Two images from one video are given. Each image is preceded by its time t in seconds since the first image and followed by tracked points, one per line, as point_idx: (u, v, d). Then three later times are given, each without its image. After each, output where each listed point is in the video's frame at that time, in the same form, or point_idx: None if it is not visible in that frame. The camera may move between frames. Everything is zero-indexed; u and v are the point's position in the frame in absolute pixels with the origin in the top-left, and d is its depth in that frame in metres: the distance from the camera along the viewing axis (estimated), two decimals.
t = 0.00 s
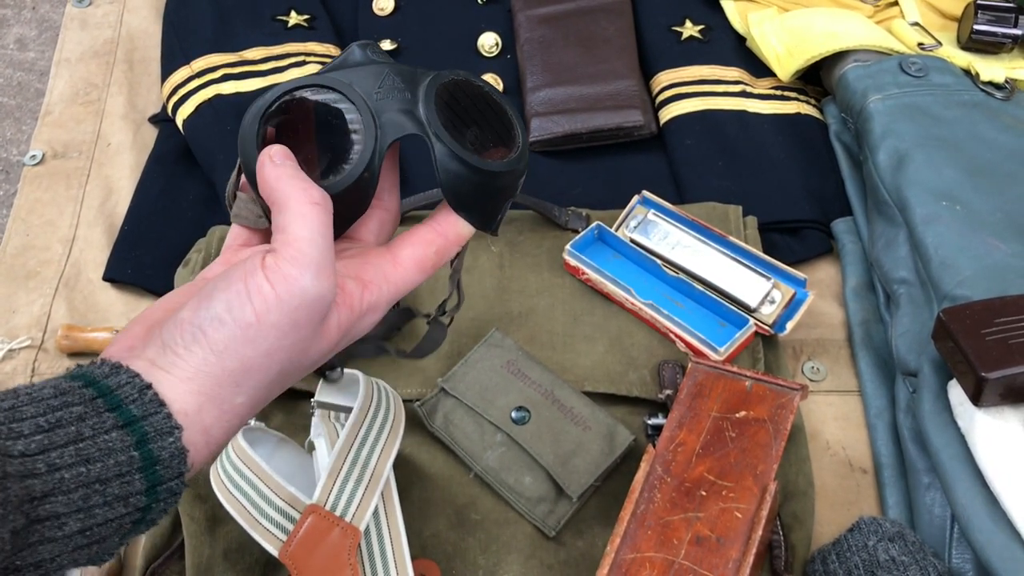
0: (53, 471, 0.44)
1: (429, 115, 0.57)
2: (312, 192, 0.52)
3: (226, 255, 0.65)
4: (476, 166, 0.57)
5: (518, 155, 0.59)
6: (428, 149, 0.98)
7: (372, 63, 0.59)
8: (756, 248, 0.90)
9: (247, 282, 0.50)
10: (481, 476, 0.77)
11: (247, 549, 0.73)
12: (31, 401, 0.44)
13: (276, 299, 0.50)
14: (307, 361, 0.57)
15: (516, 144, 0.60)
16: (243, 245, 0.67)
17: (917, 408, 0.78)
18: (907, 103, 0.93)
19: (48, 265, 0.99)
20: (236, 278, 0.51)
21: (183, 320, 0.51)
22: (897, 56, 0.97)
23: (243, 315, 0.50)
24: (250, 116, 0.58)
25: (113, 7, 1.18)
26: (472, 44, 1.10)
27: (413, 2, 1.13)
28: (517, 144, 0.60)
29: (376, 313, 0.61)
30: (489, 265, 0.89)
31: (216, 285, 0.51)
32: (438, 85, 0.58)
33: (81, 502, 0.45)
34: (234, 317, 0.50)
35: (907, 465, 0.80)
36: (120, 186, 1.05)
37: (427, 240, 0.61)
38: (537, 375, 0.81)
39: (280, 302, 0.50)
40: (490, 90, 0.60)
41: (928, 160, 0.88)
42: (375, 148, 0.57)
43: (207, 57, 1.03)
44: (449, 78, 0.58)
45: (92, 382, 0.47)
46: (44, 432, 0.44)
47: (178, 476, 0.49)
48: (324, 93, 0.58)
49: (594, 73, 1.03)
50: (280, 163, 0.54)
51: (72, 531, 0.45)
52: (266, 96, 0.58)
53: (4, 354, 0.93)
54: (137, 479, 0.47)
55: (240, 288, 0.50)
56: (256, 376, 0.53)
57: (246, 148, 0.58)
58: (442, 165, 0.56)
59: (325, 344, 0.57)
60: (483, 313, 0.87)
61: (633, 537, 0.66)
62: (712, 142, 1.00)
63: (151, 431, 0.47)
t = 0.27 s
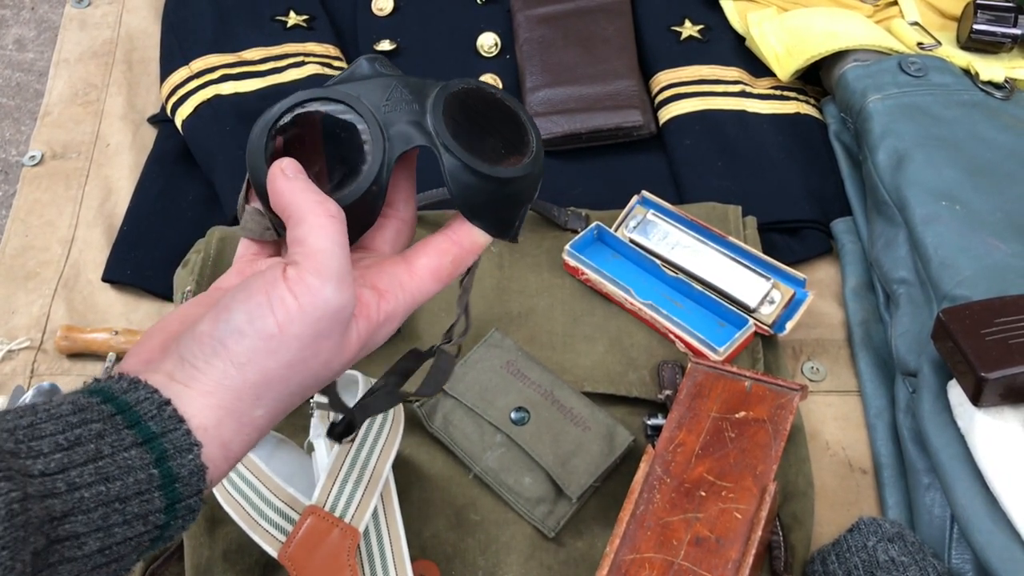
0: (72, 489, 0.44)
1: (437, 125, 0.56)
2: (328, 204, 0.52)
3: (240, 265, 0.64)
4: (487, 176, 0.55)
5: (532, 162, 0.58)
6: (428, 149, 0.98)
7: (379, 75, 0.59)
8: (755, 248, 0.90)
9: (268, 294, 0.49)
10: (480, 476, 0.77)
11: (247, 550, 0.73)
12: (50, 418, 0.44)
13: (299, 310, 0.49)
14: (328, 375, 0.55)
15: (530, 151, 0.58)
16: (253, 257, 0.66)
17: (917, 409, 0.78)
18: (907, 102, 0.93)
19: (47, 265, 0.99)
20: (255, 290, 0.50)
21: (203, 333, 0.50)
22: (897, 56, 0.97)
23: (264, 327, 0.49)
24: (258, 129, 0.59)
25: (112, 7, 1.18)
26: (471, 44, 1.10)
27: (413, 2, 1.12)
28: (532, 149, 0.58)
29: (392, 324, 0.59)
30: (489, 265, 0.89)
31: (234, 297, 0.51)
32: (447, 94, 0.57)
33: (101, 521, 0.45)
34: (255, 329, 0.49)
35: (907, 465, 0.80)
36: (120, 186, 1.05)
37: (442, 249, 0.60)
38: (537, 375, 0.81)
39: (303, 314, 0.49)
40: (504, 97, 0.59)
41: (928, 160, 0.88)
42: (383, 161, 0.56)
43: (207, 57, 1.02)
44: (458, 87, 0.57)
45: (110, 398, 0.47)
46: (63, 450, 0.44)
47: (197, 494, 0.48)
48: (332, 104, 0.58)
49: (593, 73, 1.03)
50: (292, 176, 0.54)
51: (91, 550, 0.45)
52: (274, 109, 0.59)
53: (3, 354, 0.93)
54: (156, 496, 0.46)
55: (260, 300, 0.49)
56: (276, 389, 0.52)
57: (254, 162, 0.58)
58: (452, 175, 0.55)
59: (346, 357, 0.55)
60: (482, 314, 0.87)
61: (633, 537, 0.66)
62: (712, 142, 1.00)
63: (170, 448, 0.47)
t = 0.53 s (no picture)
0: (59, 465, 0.43)
1: (413, 98, 0.58)
2: (306, 176, 0.54)
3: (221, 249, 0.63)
4: (464, 146, 0.57)
5: (509, 131, 0.59)
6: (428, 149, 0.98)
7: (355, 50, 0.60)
8: (756, 248, 0.90)
9: (249, 264, 0.51)
10: (481, 476, 0.77)
11: (247, 550, 0.73)
12: (34, 395, 0.43)
13: (280, 279, 0.51)
14: (312, 346, 0.57)
15: (507, 119, 0.60)
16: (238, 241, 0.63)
17: (918, 408, 0.78)
18: (907, 101, 0.93)
19: (48, 265, 0.99)
20: (236, 261, 0.51)
21: (186, 307, 0.51)
22: (897, 55, 0.97)
23: (247, 297, 0.51)
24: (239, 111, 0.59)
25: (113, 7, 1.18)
26: (471, 44, 1.10)
27: (413, 2, 1.12)
28: (509, 118, 0.60)
29: (378, 298, 0.61)
30: (489, 265, 0.89)
31: (216, 270, 0.52)
32: (422, 68, 0.58)
33: (87, 497, 0.44)
34: (239, 299, 0.51)
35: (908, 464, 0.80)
36: (120, 186, 1.05)
37: (426, 221, 0.61)
38: (537, 375, 0.81)
39: (284, 283, 0.51)
40: (480, 68, 0.60)
41: (928, 159, 0.87)
42: (361, 135, 0.58)
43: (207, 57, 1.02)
44: (434, 60, 0.59)
45: (95, 375, 0.46)
46: (48, 426, 0.43)
47: (184, 468, 0.47)
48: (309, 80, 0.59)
49: (593, 72, 1.03)
50: (271, 150, 0.55)
51: (79, 525, 0.44)
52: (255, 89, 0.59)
53: (4, 354, 0.93)
54: (143, 471, 0.46)
55: (242, 271, 0.51)
56: (261, 361, 0.53)
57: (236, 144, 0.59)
58: (431, 146, 0.57)
59: (330, 329, 0.57)
60: (482, 313, 0.87)
61: (633, 537, 0.66)
62: (712, 141, 1.00)
63: (156, 422, 0.46)
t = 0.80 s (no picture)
0: (52, 471, 0.43)
1: (396, 109, 0.56)
2: (292, 187, 0.52)
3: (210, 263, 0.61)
4: (449, 156, 0.56)
5: (493, 140, 0.59)
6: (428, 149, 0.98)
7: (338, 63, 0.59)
8: (756, 247, 0.90)
9: (238, 272, 0.49)
10: (481, 475, 0.77)
11: (248, 549, 0.73)
12: (28, 402, 0.43)
13: (268, 288, 0.49)
14: (302, 356, 0.55)
15: (489, 128, 0.59)
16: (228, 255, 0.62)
17: (918, 407, 0.78)
18: (907, 101, 0.93)
19: (48, 266, 0.99)
20: (225, 270, 0.50)
21: (175, 315, 0.50)
22: (897, 55, 0.97)
23: (236, 305, 0.49)
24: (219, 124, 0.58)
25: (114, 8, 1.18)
26: (471, 44, 1.10)
27: (413, 2, 1.13)
28: (491, 128, 0.59)
29: (366, 307, 0.58)
30: (489, 264, 0.89)
31: (204, 279, 0.50)
32: (404, 79, 0.57)
33: (80, 502, 0.44)
34: (227, 308, 0.49)
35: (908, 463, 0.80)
36: (121, 187, 1.05)
37: (411, 231, 0.58)
38: (537, 374, 0.81)
39: (272, 291, 0.49)
40: (462, 78, 0.59)
41: (928, 158, 0.88)
42: (345, 147, 0.57)
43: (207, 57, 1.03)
44: (415, 71, 0.58)
45: (88, 382, 0.46)
46: (41, 433, 0.43)
47: (176, 474, 0.48)
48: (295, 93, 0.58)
49: (593, 72, 1.03)
50: (257, 162, 0.53)
51: (72, 530, 0.45)
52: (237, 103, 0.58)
53: (5, 355, 0.93)
54: (135, 477, 0.46)
55: (231, 279, 0.49)
56: (251, 369, 0.52)
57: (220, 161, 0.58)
58: (414, 156, 0.56)
59: (319, 339, 0.55)
60: (482, 313, 0.87)
61: (634, 536, 0.66)
62: (712, 140, 1.00)
63: (148, 429, 0.46)
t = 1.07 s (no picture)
0: (66, 503, 0.43)
1: (422, 132, 0.56)
2: (316, 213, 0.51)
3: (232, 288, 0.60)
4: (474, 180, 0.56)
5: (519, 164, 0.58)
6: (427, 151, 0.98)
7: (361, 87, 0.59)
8: (755, 247, 0.90)
9: (260, 300, 0.49)
10: (481, 476, 0.77)
11: (249, 550, 0.73)
12: (43, 431, 0.44)
13: (290, 316, 0.49)
14: (322, 384, 0.54)
15: (515, 152, 0.58)
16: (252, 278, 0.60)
17: (917, 407, 0.78)
18: (906, 102, 0.94)
19: (49, 267, 0.99)
20: (246, 298, 0.49)
21: (194, 342, 0.49)
22: (896, 55, 0.97)
23: (257, 334, 0.49)
24: (245, 150, 0.56)
25: (114, 10, 1.18)
26: (471, 45, 1.10)
27: (413, 4, 1.13)
28: (518, 154, 0.58)
29: (388, 335, 0.58)
30: (490, 265, 0.89)
31: (225, 305, 0.50)
32: (432, 103, 0.57)
33: (95, 534, 0.44)
34: (248, 337, 0.49)
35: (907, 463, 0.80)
36: (121, 189, 1.05)
37: (434, 258, 0.59)
38: (537, 375, 0.81)
39: (294, 320, 0.49)
40: (489, 103, 0.59)
41: (927, 159, 0.88)
42: (369, 170, 0.56)
43: (207, 59, 1.03)
44: (443, 95, 0.58)
45: (105, 411, 0.46)
46: (56, 463, 0.43)
47: (192, 505, 0.48)
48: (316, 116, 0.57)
49: (593, 73, 1.03)
50: (280, 188, 0.52)
51: (86, 564, 0.45)
52: (261, 127, 0.56)
53: (6, 356, 0.93)
54: (151, 509, 0.46)
55: (252, 307, 0.49)
56: (271, 398, 0.51)
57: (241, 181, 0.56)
58: (439, 182, 0.55)
59: (340, 366, 0.55)
60: (483, 314, 0.87)
61: (633, 536, 0.66)
62: (711, 141, 1.01)
63: (165, 460, 0.46)
